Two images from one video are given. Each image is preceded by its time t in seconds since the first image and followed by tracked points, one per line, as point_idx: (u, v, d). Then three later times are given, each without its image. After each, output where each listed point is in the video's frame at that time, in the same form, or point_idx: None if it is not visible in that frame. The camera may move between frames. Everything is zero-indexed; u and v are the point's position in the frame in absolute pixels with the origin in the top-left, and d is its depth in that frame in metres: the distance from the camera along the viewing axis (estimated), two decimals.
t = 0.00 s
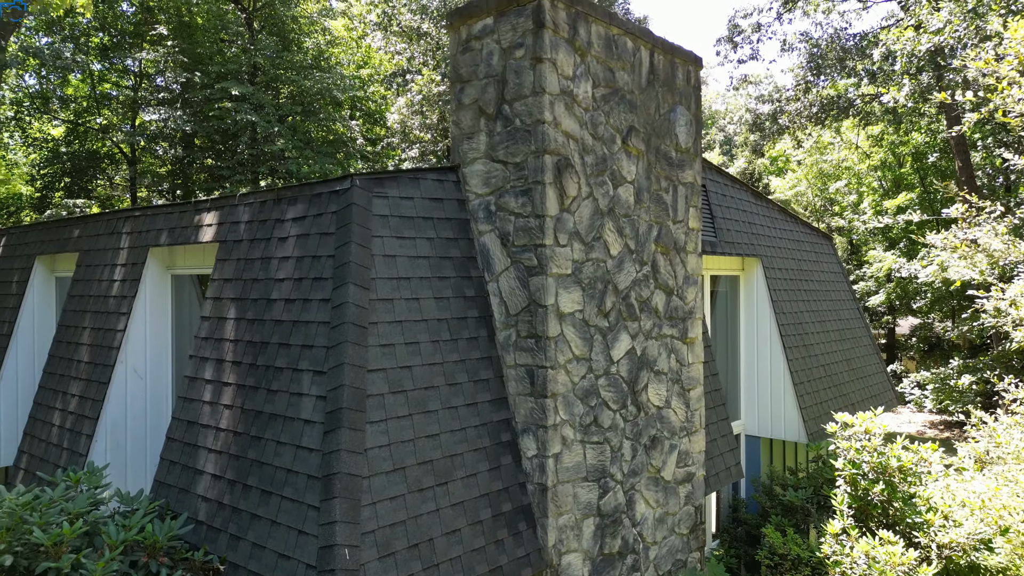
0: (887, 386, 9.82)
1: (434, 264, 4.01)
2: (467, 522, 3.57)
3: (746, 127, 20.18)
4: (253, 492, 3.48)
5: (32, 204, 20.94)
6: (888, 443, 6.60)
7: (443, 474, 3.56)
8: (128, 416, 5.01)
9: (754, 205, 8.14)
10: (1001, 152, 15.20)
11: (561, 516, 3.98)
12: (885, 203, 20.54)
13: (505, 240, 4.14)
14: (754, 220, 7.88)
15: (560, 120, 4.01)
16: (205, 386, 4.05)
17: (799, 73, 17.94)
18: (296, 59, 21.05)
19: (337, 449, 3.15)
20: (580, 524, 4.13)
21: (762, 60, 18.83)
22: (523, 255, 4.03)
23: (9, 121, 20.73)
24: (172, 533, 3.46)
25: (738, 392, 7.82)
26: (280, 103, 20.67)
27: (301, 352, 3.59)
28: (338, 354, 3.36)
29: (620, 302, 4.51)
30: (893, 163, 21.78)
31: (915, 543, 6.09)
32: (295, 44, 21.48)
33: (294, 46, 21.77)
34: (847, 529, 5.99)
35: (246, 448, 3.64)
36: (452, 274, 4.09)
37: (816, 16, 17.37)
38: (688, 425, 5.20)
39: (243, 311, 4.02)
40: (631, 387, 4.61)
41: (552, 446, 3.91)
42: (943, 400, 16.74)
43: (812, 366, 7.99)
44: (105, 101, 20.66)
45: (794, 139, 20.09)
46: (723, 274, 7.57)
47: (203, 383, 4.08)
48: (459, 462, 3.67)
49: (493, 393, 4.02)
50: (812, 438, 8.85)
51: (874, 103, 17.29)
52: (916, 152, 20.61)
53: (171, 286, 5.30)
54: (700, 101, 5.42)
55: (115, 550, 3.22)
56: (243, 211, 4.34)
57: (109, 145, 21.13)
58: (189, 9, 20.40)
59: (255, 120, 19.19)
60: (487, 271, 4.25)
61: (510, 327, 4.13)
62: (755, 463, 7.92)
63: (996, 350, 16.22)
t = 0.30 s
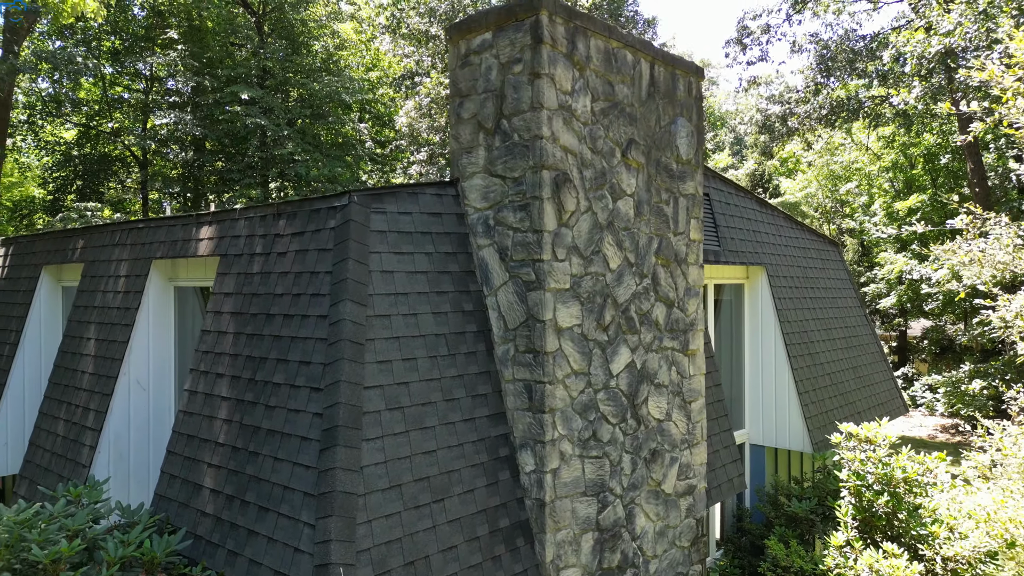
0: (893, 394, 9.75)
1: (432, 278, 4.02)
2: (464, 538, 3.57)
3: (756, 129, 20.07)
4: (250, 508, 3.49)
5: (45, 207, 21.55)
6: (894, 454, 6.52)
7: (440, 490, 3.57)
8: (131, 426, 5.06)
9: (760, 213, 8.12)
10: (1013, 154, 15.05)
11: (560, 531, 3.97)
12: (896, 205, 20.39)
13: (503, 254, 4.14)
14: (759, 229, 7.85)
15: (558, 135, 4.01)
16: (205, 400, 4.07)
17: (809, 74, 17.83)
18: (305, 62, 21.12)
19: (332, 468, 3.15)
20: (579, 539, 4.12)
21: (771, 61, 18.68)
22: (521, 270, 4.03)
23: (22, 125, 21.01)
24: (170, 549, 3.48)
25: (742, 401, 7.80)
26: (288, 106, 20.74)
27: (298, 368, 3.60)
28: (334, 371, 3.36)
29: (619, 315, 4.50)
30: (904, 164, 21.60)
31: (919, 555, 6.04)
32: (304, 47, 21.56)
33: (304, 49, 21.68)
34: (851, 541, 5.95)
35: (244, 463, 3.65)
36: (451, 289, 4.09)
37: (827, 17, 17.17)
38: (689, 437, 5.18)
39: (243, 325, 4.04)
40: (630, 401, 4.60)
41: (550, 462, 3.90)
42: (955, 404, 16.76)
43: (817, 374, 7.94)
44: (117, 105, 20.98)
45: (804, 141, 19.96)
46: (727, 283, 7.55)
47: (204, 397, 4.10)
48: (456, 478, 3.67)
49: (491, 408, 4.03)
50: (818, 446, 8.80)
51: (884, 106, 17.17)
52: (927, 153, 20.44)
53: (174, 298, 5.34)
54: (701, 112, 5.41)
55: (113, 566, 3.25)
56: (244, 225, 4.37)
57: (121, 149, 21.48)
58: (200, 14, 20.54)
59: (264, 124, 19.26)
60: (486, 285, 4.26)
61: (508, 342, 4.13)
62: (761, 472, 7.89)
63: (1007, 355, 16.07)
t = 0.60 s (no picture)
0: (900, 402, 9.68)
1: (429, 293, 4.02)
2: (459, 555, 3.56)
3: (764, 131, 20.00)
4: (245, 524, 3.49)
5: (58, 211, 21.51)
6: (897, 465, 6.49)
7: (435, 507, 3.57)
8: (132, 437, 5.09)
9: (763, 221, 8.09)
10: None
11: (556, 547, 3.96)
12: (907, 207, 20.23)
13: (500, 269, 4.14)
14: (762, 237, 7.83)
15: (554, 150, 4.01)
16: (204, 414, 4.09)
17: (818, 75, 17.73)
18: (313, 65, 21.19)
19: (326, 486, 3.15)
20: (576, 554, 4.10)
21: (780, 63, 18.41)
22: (517, 285, 4.03)
23: (34, 128, 21.20)
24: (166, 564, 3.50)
25: (745, 411, 7.77)
26: (296, 109, 20.78)
27: (294, 385, 3.61)
28: (328, 389, 3.37)
29: (617, 329, 4.49)
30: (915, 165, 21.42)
31: (924, 568, 5.95)
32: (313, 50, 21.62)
33: (312, 52, 21.81)
34: (854, 554, 5.90)
35: (240, 479, 3.66)
36: (447, 304, 4.10)
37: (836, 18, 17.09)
38: (689, 450, 5.16)
39: (241, 340, 4.05)
40: (629, 415, 4.58)
41: (546, 477, 3.89)
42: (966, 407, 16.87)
43: (821, 383, 7.89)
44: (128, 108, 21.05)
45: (813, 143, 19.86)
46: (730, 291, 7.52)
47: (202, 411, 4.11)
48: (451, 494, 3.67)
49: (488, 423, 4.03)
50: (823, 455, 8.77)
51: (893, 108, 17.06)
52: (939, 154, 20.25)
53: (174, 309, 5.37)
54: (701, 124, 5.40)
55: None
56: (243, 239, 4.38)
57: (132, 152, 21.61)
58: (209, 17, 20.54)
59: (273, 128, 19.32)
60: (483, 299, 4.26)
61: (505, 357, 4.12)
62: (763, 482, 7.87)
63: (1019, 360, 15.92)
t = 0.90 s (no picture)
0: (906, 411, 9.62)
1: (423, 309, 4.03)
2: (452, 572, 3.56)
3: (772, 133, 19.91)
4: (239, 540, 3.50)
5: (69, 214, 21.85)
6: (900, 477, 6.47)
7: (428, 523, 3.57)
8: (132, 447, 5.12)
9: (766, 229, 8.07)
10: None
11: (551, 562, 3.95)
12: (918, 209, 20.09)
13: (495, 283, 4.15)
14: (764, 245, 7.80)
15: (549, 165, 4.01)
16: (200, 428, 4.11)
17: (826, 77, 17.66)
18: (321, 69, 21.29)
19: (317, 504, 3.16)
20: (571, 570, 4.09)
21: (788, 65, 17.97)
22: (512, 300, 4.03)
23: (45, 132, 21.38)
24: None
25: (746, 420, 7.76)
26: (305, 112, 20.94)
27: (287, 401, 3.62)
28: (321, 406, 3.38)
29: (613, 343, 4.48)
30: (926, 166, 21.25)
31: None
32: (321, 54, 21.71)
33: (320, 56, 21.92)
34: (854, 566, 5.88)
35: (235, 494, 3.67)
36: (442, 318, 4.11)
37: (846, 19, 17.04)
38: (687, 462, 5.15)
39: (236, 354, 4.07)
40: (625, 428, 4.57)
41: (541, 493, 3.89)
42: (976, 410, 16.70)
43: (824, 392, 7.85)
44: (139, 112, 21.33)
45: (821, 145, 19.75)
46: (732, 300, 7.50)
47: (199, 424, 4.13)
48: (445, 510, 3.68)
49: (482, 439, 4.03)
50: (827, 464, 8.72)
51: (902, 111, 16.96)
52: (950, 156, 20.09)
53: (175, 320, 5.42)
54: (700, 135, 5.39)
55: None
56: (240, 253, 4.41)
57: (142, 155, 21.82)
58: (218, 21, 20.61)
59: (281, 131, 19.40)
60: (478, 313, 4.27)
61: (500, 371, 4.13)
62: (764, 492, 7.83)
63: None
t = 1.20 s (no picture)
0: (910, 419, 9.57)
1: (416, 323, 4.06)
2: None
3: (781, 134, 19.83)
4: (231, 555, 3.52)
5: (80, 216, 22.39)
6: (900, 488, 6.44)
7: (418, 539, 3.58)
8: (132, 457, 5.18)
9: (767, 237, 8.05)
10: None
11: None
12: (928, 211, 19.93)
13: (488, 298, 4.17)
14: (765, 253, 7.79)
15: (541, 181, 4.01)
16: (196, 442, 4.13)
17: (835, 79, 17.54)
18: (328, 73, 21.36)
19: (307, 520, 3.18)
20: None
21: (796, 66, 17.99)
22: (504, 314, 4.04)
23: (56, 136, 21.54)
24: None
25: (747, 429, 7.75)
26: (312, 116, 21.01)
27: (280, 417, 3.64)
28: (312, 423, 3.40)
29: (606, 356, 4.49)
30: (936, 168, 21.09)
31: None
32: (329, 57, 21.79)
33: (329, 59, 21.98)
34: None
35: (228, 509, 3.69)
36: (435, 333, 4.13)
37: (854, 20, 16.97)
38: (683, 474, 5.15)
39: (231, 368, 4.10)
40: (619, 441, 4.58)
41: (533, 508, 3.90)
42: (987, 413, 16.61)
43: (826, 401, 7.81)
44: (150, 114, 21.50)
45: (830, 147, 19.65)
46: (733, 309, 7.49)
47: (194, 438, 4.16)
48: (436, 526, 3.69)
49: (475, 453, 4.05)
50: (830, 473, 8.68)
51: (911, 113, 16.84)
52: (960, 158, 19.93)
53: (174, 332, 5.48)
54: (696, 146, 5.39)
55: None
56: (236, 267, 4.44)
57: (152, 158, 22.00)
58: (227, 25, 20.72)
59: (289, 134, 19.46)
60: (471, 327, 4.29)
61: (493, 386, 4.14)
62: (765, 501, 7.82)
63: None
